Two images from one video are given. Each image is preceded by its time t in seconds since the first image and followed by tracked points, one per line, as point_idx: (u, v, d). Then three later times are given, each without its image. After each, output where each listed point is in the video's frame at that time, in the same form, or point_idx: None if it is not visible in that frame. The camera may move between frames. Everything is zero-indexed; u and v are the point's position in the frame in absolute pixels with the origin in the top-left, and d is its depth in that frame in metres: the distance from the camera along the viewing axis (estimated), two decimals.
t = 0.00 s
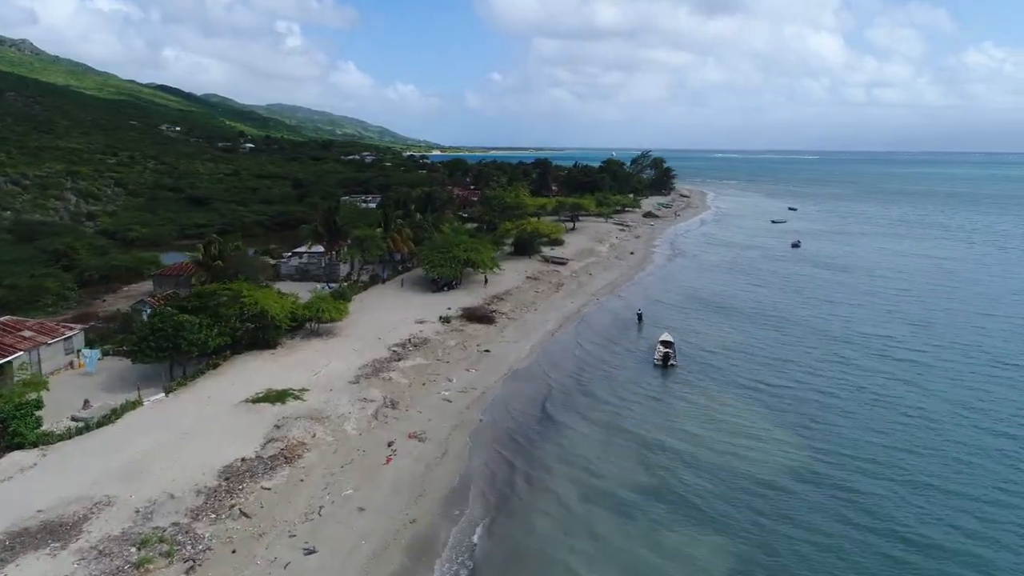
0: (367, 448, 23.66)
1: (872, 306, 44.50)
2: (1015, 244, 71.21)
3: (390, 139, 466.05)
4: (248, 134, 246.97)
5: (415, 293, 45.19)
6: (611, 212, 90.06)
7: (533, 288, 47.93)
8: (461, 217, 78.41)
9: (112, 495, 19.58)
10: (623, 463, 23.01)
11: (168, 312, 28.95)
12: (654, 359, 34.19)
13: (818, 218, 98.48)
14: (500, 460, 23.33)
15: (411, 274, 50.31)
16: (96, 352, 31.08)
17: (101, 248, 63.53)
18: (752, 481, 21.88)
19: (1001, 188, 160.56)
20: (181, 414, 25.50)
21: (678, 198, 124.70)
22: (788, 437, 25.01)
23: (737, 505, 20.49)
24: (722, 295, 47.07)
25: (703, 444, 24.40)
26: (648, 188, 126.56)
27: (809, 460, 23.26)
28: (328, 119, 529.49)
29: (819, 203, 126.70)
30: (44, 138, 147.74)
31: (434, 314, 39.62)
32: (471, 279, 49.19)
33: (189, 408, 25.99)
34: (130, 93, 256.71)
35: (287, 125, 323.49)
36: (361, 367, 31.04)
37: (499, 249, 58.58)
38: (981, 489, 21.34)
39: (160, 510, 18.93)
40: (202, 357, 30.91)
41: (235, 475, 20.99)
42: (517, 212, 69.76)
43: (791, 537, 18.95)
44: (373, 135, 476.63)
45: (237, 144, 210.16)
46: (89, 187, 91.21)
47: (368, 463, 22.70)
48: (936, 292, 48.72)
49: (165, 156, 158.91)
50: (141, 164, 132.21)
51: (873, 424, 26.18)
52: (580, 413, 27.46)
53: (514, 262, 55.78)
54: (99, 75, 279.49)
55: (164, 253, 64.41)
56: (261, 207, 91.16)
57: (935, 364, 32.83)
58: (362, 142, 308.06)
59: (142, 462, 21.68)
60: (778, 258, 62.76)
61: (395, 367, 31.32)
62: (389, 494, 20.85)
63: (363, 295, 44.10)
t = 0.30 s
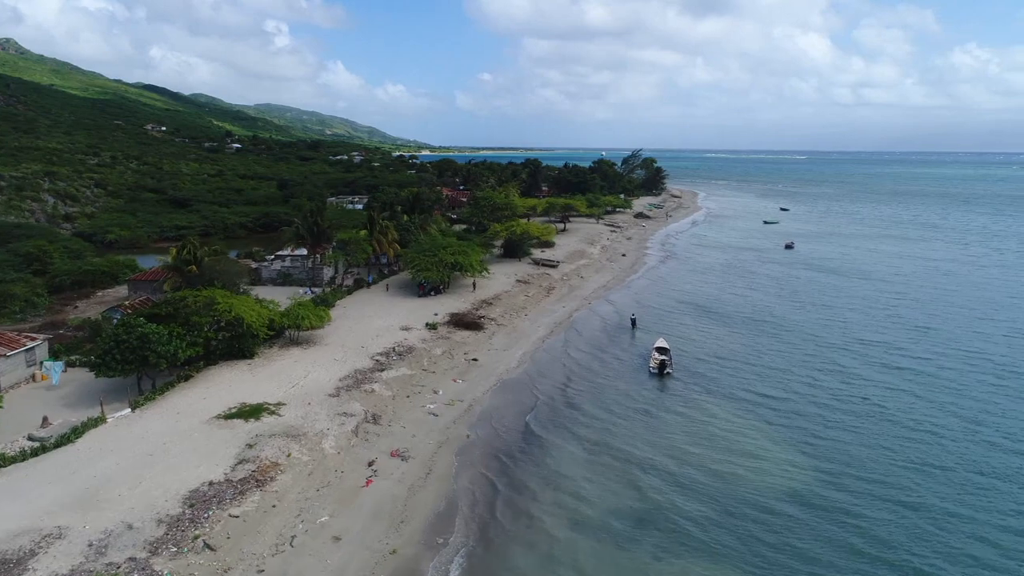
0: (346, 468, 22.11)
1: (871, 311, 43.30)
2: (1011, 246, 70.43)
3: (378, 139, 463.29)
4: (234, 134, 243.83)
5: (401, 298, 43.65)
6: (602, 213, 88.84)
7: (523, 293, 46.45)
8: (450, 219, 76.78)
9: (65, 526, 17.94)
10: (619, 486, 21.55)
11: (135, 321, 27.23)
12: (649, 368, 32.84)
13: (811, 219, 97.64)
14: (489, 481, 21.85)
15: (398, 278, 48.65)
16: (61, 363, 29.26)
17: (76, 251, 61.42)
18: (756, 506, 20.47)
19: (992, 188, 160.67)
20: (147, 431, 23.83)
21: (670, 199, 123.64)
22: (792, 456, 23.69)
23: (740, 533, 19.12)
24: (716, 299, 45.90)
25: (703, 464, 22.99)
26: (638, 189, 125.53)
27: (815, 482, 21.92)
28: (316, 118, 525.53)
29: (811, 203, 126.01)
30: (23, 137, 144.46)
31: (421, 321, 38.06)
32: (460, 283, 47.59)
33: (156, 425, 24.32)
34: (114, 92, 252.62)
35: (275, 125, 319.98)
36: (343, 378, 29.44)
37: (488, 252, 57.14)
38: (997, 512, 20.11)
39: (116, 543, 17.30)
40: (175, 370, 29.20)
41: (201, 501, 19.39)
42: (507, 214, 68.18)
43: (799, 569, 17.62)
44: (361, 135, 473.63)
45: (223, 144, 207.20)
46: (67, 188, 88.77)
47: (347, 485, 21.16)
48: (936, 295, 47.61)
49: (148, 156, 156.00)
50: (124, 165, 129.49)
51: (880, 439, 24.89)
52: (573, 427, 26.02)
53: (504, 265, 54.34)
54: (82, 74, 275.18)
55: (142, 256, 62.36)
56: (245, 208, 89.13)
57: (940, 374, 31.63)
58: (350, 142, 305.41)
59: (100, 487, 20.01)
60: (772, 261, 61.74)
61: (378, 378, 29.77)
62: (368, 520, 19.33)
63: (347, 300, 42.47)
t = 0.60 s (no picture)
0: (324, 492, 20.55)
1: (875, 315, 41.88)
2: (1012, 246, 69.33)
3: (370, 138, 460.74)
4: (224, 134, 241.24)
5: (388, 303, 42.07)
6: (596, 214, 87.50)
7: (516, 297, 44.96)
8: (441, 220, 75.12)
9: (11, 562, 16.35)
10: (618, 511, 20.05)
11: (100, 331, 25.57)
12: (646, 378, 31.38)
13: (807, 219, 96.55)
14: (476, 505, 20.32)
15: (386, 281, 47.06)
16: (26, 377, 27.32)
17: (54, 253, 59.54)
18: (765, 535, 18.92)
19: (985, 188, 160.48)
20: (111, 451, 22.21)
21: (664, 199, 122.44)
22: (799, 476, 22.26)
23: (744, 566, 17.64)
24: (714, 303, 44.55)
25: (707, 486, 21.47)
26: (632, 189, 124.38)
27: (826, 507, 20.41)
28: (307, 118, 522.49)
29: (807, 203, 125.07)
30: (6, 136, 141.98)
31: (409, 328, 36.48)
32: (450, 287, 45.94)
33: (122, 444, 22.71)
34: (102, 91, 249.65)
35: (265, 125, 317.05)
36: (325, 390, 27.86)
37: (480, 254, 55.64)
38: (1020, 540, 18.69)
39: None
40: (148, 382, 27.55)
41: (164, 531, 17.81)
42: (499, 215, 66.57)
43: None
44: (354, 134, 471.11)
45: (212, 144, 204.56)
46: (48, 188, 86.71)
47: (324, 511, 19.59)
48: (939, 298, 46.29)
49: (135, 156, 153.68)
50: (109, 166, 127.10)
51: (894, 457, 23.47)
52: (567, 443, 24.51)
53: (496, 268, 52.83)
54: (69, 73, 271.66)
55: (123, 259, 60.55)
56: (232, 209, 87.29)
57: (952, 383, 30.24)
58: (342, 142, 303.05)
59: (55, 515, 18.42)
60: (770, 263, 60.47)
61: (363, 390, 28.21)
62: (345, 551, 17.78)
63: (333, 306, 40.85)
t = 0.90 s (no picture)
0: (295, 520, 18.92)
1: (872, 319, 40.70)
2: (1005, 247, 68.69)
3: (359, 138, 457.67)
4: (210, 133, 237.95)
5: (371, 309, 40.42)
6: (586, 215, 86.19)
7: (504, 301, 43.45)
8: (428, 222, 73.50)
9: None
10: (610, 540, 18.53)
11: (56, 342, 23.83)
12: (640, 388, 29.93)
13: (798, 219, 95.77)
14: (459, 534, 18.76)
15: (369, 285, 45.43)
16: None
17: (24, 255, 57.36)
18: (770, 567, 17.46)
19: (973, 189, 160.90)
20: (66, 474, 20.49)
21: (654, 199, 121.54)
22: (803, 497, 20.86)
23: None
24: (708, 308, 43.26)
25: (706, 509, 20.01)
26: (622, 189, 123.27)
27: (834, 532, 19.02)
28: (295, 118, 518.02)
29: (797, 203, 124.56)
30: None
31: (392, 335, 34.88)
32: (435, 291, 44.36)
33: (77, 466, 20.98)
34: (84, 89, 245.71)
35: (252, 124, 313.61)
36: (301, 404, 26.22)
37: (467, 257, 54.07)
38: None
39: None
40: (110, 397, 25.68)
41: (115, 568, 16.14)
42: (487, 216, 65.04)
43: None
44: (342, 134, 467.79)
45: (197, 143, 201.54)
46: (24, 189, 84.25)
47: (294, 542, 17.97)
48: (937, 302, 45.22)
49: (117, 156, 150.80)
50: (89, 166, 124.39)
51: (903, 474, 22.15)
52: (558, 462, 23.00)
53: (484, 271, 51.30)
54: (51, 71, 267.30)
55: (97, 262, 58.47)
56: (214, 210, 85.16)
57: (957, 392, 29.00)
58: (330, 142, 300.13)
59: None
60: (763, 266, 59.34)
61: (341, 403, 26.58)
62: None
63: (313, 312, 39.19)
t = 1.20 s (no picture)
0: (262, 552, 17.29)
1: (873, 324, 39.49)
2: (1000, 248, 67.94)
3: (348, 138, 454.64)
4: (196, 132, 234.81)
5: (354, 315, 38.79)
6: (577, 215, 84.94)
7: (493, 306, 41.94)
8: (416, 223, 71.90)
9: None
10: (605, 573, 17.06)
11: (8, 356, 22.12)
12: (636, 399, 28.52)
13: (791, 220, 94.90)
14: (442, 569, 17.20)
15: (353, 289, 43.72)
16: None
17: None
18: None
19: (962, 188, 161.34)
20: (14, 500, 18.79)
21: (646, 199, 120.55)
22: (811, 522, 19.47)
23: None
24: (704, 312, 41.98)
25: (709, 537, 18.60)
26: (613, 189, 122.18)
27: (847, 562, 17.67)
28: (284, 117, 514.36)
29: (789, 203, 123.92)
30: None
31: (376, 343, 33.27)
32: (422, 295, 42.77)
33: (27, 492, 19.27)
34: (67, 88, 241.73)
35: (239, 124, 310.44)
36: (276, 419, 24.60)
37: (456, 259, 52.56)
38: None
39: None
40: (71, 414, 23.99)
41: None
42: (476, 217, 63.48)
43: None
44: (331, 134, 464.63)
45: (183, 143, 198.57)
46: None
47: None
48: (937, 305, 44.12)
49: (99, 156, 147.99)
50: (70, 166, 121.87)
51: (916, 494, 20.88)
52: (549, 483, 21.48)
53: (473, 274, 49.81)
54: (35, 69, 263.30)
55: (72, 266, 56.44)
56: (197, 211, 83.15)
57: (966, 402, 27.81)
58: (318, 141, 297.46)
59: None
60: (758, 268, 58.22)
61: (319, 418, 24.98)
62: None
63: (294, 319, 37.50)
